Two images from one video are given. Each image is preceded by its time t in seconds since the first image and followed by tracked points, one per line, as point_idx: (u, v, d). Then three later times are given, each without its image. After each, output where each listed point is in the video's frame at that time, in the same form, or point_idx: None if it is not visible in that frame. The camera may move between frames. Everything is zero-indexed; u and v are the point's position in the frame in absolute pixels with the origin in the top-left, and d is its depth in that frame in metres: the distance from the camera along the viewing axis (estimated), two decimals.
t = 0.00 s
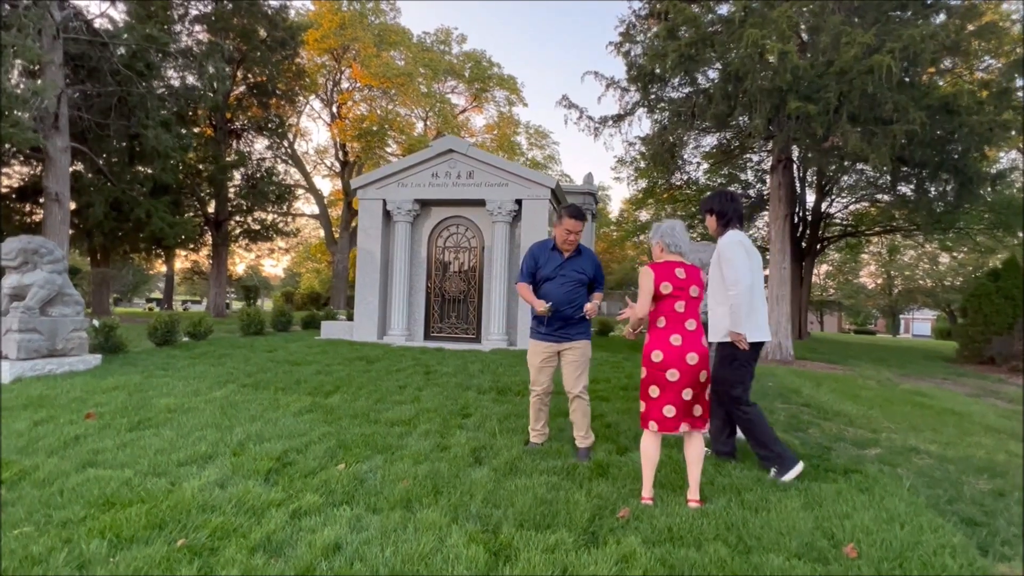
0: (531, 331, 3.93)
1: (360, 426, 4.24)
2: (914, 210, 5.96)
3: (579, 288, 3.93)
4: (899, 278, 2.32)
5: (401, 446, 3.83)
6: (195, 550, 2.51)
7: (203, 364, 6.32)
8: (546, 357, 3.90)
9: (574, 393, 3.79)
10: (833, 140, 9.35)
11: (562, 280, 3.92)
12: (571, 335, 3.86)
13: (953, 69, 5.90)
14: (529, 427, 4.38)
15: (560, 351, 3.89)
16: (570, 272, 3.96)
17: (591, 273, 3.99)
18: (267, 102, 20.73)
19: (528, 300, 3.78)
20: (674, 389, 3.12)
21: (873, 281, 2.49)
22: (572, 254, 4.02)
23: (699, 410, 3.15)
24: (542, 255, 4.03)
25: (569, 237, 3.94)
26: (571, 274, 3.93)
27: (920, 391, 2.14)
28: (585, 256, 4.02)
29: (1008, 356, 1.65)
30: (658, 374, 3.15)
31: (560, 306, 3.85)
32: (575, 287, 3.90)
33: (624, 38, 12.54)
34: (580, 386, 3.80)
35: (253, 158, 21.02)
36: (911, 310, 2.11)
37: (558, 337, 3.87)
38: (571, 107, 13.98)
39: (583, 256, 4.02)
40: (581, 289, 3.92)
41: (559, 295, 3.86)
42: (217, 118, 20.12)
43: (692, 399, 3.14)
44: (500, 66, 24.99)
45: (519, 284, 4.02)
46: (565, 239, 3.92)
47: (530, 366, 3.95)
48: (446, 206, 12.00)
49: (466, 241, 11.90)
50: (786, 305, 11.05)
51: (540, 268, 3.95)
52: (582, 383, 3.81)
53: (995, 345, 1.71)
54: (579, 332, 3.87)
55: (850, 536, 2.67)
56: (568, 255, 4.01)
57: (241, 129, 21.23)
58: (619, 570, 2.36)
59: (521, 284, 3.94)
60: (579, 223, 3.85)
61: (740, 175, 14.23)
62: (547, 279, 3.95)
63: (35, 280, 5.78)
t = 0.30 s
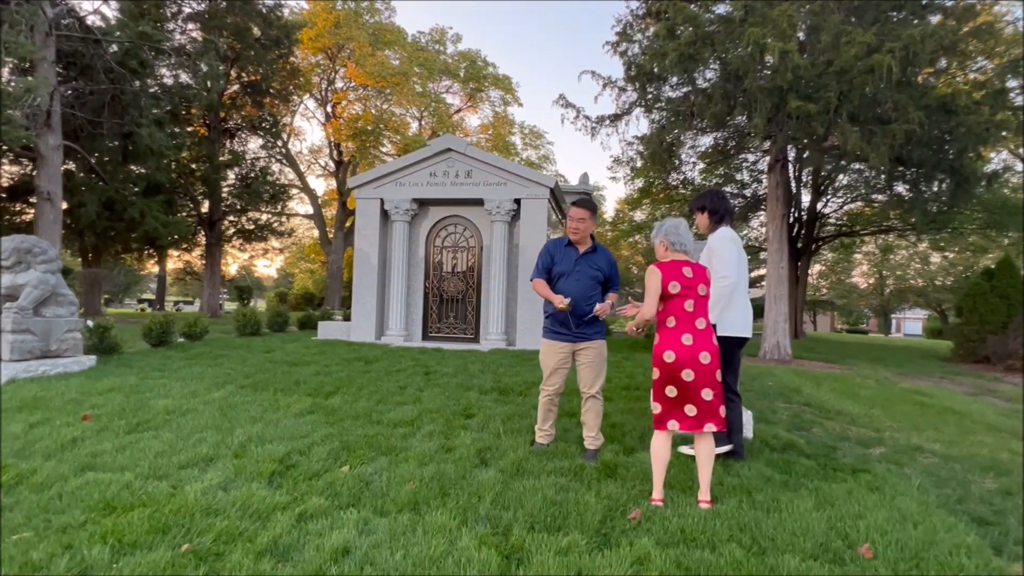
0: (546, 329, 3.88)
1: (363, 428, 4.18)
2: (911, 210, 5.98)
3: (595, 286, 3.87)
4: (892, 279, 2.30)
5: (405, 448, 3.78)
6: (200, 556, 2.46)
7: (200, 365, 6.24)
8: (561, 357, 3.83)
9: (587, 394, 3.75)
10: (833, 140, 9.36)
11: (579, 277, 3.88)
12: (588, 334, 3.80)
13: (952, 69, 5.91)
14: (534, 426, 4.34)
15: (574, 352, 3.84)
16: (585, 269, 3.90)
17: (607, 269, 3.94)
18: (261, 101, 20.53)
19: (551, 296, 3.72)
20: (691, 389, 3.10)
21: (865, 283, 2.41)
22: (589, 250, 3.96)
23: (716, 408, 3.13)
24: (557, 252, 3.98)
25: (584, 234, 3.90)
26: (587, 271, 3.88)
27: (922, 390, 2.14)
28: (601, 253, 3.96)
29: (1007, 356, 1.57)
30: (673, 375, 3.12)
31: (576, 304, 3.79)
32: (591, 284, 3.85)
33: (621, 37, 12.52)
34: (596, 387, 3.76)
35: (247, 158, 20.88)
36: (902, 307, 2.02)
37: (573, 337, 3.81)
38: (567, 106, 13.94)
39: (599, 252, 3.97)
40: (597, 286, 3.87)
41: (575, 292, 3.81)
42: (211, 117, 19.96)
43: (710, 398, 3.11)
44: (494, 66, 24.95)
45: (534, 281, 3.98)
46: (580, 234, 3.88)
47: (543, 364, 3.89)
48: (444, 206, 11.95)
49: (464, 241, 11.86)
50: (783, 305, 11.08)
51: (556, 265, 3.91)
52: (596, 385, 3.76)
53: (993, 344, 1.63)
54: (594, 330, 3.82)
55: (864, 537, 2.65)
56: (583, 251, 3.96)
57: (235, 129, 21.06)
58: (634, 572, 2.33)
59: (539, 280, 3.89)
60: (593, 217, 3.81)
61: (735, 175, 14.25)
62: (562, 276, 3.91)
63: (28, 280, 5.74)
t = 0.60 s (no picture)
0: (552, 331, 3.89)
1: (362, 431, 4.14)
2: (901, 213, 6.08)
3: (601, 287, 3.86)
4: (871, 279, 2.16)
5: (406, 451, 3.74)
6: (206, 564, 2.41)
7: (192, 368, 6.14)
8: (567, 359, 3.84)
9: (593, 396, 3.77)
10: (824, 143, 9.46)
11: (582, 279, 3.88)
12: (592, 337, 3.80)
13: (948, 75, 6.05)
14: (534, 429, 4.32)
15: (579, 353, 3.85)
16: (590, 270, 3.90)
17: (612, 270, 3.92)
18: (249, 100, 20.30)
19: (554, 297, 3.72)
20: (697, 391, 3.11)
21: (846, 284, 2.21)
22: (594, 251, 3.95)
23: (717, 410, 3.16)
24: (562, 254, 4.00)
25: (589, 236, 3.89)
26: (591, 272, 3.87)
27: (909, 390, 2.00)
28: (606, 254, 3.94)
29: (991, 356, 1.67)
30: (680, 377, 3.11)
31: (581, 306, 3.80)
32: (597, 285, 3.85)
33: (613, 40, 12.57)
34: (602, 390, 3.77)
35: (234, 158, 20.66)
36: (883, 310, 1.94)
37: (577, 339, 3.82)
38: (558, 107, 13.97)
39: (605, 253, 3.94)
40: (602, 287, 3.86)
41: (580, 294, 3.82)
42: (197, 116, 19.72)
43: (713, 399, 3.13)
44: (483, 67, 24.95)
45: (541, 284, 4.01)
46: (585, 236, 3.86)
47: (548, 367, 3.90)
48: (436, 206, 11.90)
49: (457, 242, 11.83)
50: (773, 306, 11.19)
51: (561, 267, 3.92)
52: (602, 387, 3.78)
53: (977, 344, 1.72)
54: (599, 333, 3.81)
55: (871, 537, 2.66)
56: (589, 252, 3.94)
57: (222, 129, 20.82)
58: None
59: (544, 282, 3.92)
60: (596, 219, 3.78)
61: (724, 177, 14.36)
62: (567, 277, 3.93)
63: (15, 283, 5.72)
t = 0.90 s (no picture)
0: (558, 330, 3.87)
1: (365, 430, 4.12)
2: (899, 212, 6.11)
3: (607, 286, 3.88)
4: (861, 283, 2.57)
5: (409, 451, 3.72)
6: (211, 565, 2.38)
7: (189, 367, 6.09)
8: (572, 358, 3.82)
9: (599, 396, 3.78)
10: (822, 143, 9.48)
11: (588, 278, 3.90)
12: (598, 336, 3.78)
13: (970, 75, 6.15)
14: (537, 428, 4.31)
15: (585, 352, 3.83)
16: (594, 270, 3.91)
17: (617, 268, 3.94)
18: (243, 96, 20.13)
19: (567, 294, 3.69)
20: (710, 390, 3.12)
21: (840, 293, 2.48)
22: (598, 250, 3.96)
23: (730, 407, 3.18)
24: (567, 254, 4.00)
25: (598, 236, 3.89)
26: (596, 271, 3.89)
27: (904, 388, 1.97)
28: (611, 253, 3.94)
29: (984, 355, 1.62)
30: (693, 376, 3.12)
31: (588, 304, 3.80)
32: (602, 284, 3.87)
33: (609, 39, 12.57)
34: (608, 389, 3.77)
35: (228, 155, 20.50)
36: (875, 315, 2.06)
37: (582, 338, 3.81)
38: (555, 106, 13.95)
39: (610, 252, 3.95)
40: (607, 287, 3.88)
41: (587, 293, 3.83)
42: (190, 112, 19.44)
43: (726, 397, 3.14)
44: (478, 65, 24.89)
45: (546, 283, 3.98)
46: (591, 235, 3.87)
47: (553, 366, 3.88)
48: (434, 204, 11.86)
49: (455, 241, 11.79)
50: (770, 305, 11.22)
51: (566, 267, 3.93)
52: (608, 386, 3.77)
53: (970, 343, 1.70)
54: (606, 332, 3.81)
55: (879, 535, 2.65)
56: (594, 251, 3.96)
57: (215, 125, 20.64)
58: None
59: (551, 280, 3.90)
60: (605, 217, 3.81)
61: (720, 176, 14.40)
62: (573, 276, 3.94)
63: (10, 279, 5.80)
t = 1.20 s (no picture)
0: (559, 333, 3.81)
1: (363, 434, 4.06)
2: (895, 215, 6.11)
3: (609, 289, 3.85)
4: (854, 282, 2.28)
5: (408, 455, 3.67)
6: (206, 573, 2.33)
7: (181, 369, 5.99)
8: (572, 361, 3.78)
9: (599, 399, 3.75)
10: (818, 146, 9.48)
11: (592, 279, 3.85)
12: (601, 338, 3.75)
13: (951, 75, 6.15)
14: (536, 431, 4.26)
15: (586, 355, 3.79)
16: (598, 272, 3.87)
17: (618, 271, 3.93)
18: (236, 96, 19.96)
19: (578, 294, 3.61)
20: (715, 392, 3.09)
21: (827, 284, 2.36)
22: (601, 252, 3.91)
23: (736, 409, 3.16)
24: (570, 255, 3.93)
25: (603, 239, 3.85)
26: (600, 273, 3.85)
27: (896, 391, 1.97)
28: (614, 256, 3.92)
29: (978, 358, 1.62)
30: (698, 379, 3.08)
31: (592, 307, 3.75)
32: (605, 287, 3.83)
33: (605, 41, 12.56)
34: (609, 392, 3.75)
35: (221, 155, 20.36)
36: (865, 312, 2.06)
37: (585, 341, 3.76)
38: (551, 108, 13.93)
39: (612, 254, 3.92)
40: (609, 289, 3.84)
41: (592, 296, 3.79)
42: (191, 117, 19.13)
43: (731, 400, 3.12)
44: (473, 66, 24.88)
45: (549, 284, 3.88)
46: (597, 236, 3.82)
47: (553, 368, 3.83)
48: (430, 206, 11.81)
49: (451, 242, 11.75)
50: (765, 307, 11.24)
51: (571, 268, 3.86)
52: (608, 389, 3.76)
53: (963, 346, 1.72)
54: (607, 335, 3.78)
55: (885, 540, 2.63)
56: (597, 253, 3.91)
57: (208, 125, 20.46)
58: None
59: (555, 281, 3.81)
60: (613, 219, 3.78)
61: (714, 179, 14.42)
62: (577, 278, 3.88)
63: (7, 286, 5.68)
